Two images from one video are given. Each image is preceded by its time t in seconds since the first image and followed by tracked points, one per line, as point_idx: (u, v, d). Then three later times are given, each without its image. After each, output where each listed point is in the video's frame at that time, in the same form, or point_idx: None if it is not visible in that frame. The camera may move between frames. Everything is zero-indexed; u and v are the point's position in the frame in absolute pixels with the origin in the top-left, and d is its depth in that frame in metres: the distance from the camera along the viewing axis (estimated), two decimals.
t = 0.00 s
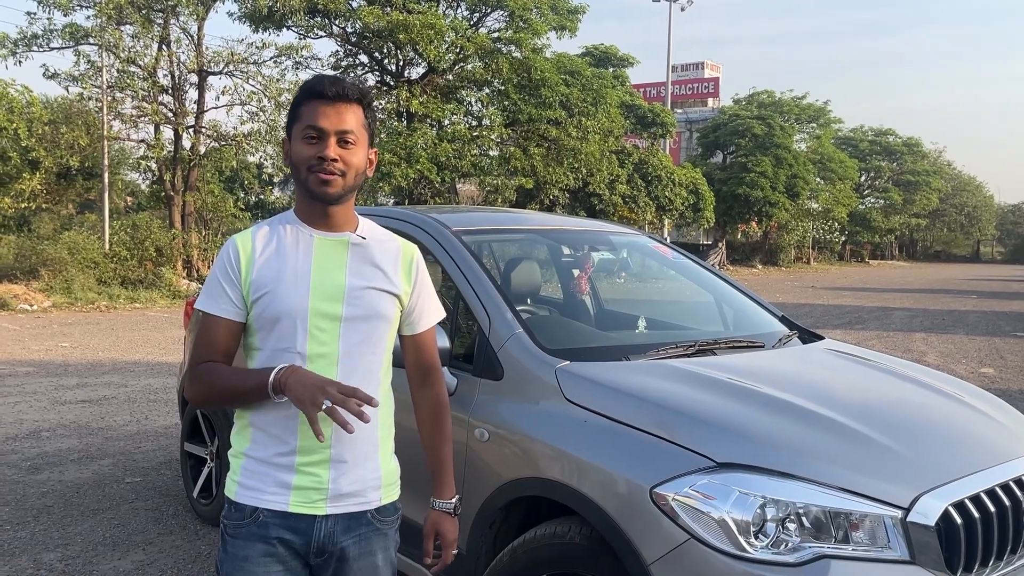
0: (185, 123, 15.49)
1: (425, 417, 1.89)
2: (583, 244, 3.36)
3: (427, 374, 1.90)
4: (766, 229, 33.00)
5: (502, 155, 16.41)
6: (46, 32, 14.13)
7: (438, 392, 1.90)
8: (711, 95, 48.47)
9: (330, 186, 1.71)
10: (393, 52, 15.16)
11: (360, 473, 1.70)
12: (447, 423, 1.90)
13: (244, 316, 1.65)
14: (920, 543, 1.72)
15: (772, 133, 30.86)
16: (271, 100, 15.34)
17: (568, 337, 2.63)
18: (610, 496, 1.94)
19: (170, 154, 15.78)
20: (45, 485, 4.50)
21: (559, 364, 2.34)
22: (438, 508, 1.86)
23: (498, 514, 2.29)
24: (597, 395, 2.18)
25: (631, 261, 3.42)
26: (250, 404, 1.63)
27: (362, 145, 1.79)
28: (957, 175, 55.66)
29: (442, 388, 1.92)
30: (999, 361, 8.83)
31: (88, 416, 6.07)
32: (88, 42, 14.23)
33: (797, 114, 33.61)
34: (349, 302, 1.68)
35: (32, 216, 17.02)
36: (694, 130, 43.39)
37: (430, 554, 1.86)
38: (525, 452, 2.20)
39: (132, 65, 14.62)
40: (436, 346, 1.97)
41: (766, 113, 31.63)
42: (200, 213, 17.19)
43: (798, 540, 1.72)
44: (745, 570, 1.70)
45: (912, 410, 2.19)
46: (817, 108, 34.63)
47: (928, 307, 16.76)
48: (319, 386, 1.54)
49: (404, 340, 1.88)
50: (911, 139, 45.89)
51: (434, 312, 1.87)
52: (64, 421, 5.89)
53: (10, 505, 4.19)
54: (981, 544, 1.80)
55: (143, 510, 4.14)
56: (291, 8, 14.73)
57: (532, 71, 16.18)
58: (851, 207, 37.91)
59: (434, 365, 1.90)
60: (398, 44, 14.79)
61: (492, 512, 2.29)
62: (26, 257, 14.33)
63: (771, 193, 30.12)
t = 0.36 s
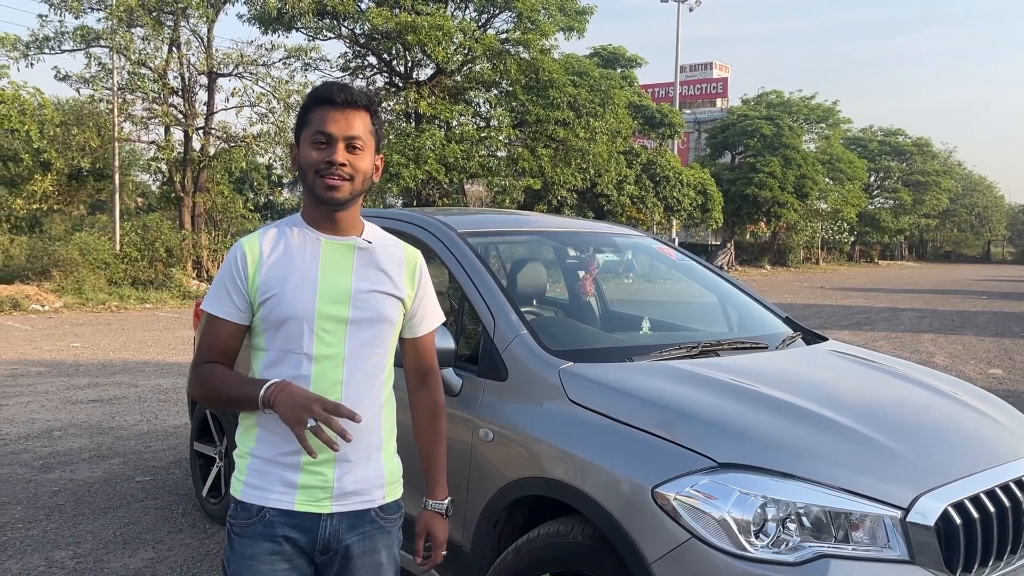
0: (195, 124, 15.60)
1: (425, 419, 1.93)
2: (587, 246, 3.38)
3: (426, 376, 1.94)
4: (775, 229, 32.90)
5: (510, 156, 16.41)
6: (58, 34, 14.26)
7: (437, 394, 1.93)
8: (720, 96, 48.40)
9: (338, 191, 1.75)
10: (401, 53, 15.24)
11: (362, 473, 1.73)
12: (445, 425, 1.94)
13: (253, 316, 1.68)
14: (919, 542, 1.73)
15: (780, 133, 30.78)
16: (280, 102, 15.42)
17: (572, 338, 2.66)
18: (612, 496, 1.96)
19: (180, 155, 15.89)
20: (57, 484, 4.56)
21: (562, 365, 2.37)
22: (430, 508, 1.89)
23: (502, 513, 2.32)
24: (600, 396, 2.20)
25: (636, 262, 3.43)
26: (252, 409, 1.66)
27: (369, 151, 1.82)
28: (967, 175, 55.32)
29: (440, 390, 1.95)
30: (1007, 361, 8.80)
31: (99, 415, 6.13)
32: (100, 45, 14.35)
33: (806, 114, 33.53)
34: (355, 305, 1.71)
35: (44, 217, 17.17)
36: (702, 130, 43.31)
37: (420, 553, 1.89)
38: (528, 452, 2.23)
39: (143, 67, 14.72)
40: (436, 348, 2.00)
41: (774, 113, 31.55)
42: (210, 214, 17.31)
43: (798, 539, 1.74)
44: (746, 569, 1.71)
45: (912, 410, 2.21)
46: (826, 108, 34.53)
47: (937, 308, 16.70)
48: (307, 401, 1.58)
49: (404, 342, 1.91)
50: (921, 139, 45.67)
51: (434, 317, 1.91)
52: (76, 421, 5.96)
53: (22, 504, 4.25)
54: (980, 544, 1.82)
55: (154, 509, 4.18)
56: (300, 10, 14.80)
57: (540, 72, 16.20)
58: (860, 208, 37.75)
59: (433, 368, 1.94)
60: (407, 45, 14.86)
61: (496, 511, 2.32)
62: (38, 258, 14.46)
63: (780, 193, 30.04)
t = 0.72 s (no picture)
0: (206, 127, 15.74)
1: (416, 414, 2.00)
2: (583, 248, 3.45)
3: (419, 373, 2.01)
4: (784, 230, 32.83)
5: (518, 157, 16.47)
6: (70, 38, 14.46)
7: (429, 390, 2.00)
8: (729, 96, 48.35)
9: (335, 196, 1.82)
10: (409, 55, 15.35)
11: (353, 463, 1.80)
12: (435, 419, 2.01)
13: (251, 315, 1.76)
14: (892, 535, 1.79)
15: (789, 133, 30.73)
16: (289, 104, 15.54)
17: (564, 338, 2.73)
18: (599, 490, 2.03)
19: (191, 157, 16.03)
20: (67, 480, 4.66)
21: (552, 364, 2.44)
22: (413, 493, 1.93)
23: (494, 507, 2.39)
24: (589, 394, 2.27)
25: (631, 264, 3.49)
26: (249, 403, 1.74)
27: (363, 157, 1.90)
28: (978, 175, 54.97)
29: (432, 387, 2.03)
30: (1011, 362, 8.81)
31: (109, 414, 6.24)
32: (112, 48, 14.52)
33: (815, 115, 33.47)
34: (348, 306, 1.78)
35: (57, 218, 17.37)
36: (710, 130, 43.26)
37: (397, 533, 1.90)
38: (519, 448, 2.30)
39: (154, 71, 14.87)
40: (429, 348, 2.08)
41: (783, 114, 31.51)
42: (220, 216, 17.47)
43: (775, 532, 1.80)
44: (724, 561, 1.77)
45: (893, 408, 2.27)
46: (835, 109, 34.44)
47: (945, 308, 16.65)
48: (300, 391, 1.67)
49: (398, 342, 1.98)
50: (931, 139, 45.47)
51: (426, 318, 1.98)
52: (87, 419, 6.07)
53: (34, 499, 4.35)
54: (952, 536, 1.87)
55: (161, 505, 4.28)
56: (309, 13, 14.92)
57: (547, 73, 16.26)
58: (870, 208, 37.60)
59: (425, 366, 2.01)
60: (415, 48, 14.97)
61: (488, 504, 2.39)
62: (50, 259, 14.66)
63: (788, 194, 29.97)
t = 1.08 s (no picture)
0: (211, 127, 15.83)
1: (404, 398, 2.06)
2: (571, 245, 3.50)
3: (407, 361, 2.07)
4: (790, 228, 32.76)
5: (522, 157, 16.51)
6: (77, 40, 14.59)
7: (416, 375, 2.07)
8: (735, 95, 48.27)
9: (326, 191, 1.88)
10: (414, 56, 15.43)
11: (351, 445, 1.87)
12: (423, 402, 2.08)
13: (247, 307, 1.81)
14: (856, 521, 1.86)
15: (795, 132, 30.68)
16: (294, 105, 15.64)
17: (549, 332, 2.79)
18: (575, 479, 2.09)
19: (197, 158, 16.14)
20: (71, 475, 4.74)
21: (535, 357, 2.50)
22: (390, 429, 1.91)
23: (478, 495, 2.46)
24: (569, 384, 2.33)
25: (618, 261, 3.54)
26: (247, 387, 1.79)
27: (351, 153, 1.96)
28: (987, 173, 54.62)
29: (419, 372, 2.09)
30: (1011, 359, 8.82)
31: (113, 411, 6.34)
32: (118, 50, 14.65)
33: (821, 113, 33.40)
34: (340, 299, 1.85)
35: (65, 219, 17.53)
36: (717, 129, 43.18)
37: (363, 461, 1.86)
38: (501, 438, 2.36)
39: (160, 72, 14.98)
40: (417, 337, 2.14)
41: (789, 113, 31.46)
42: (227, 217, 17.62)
43: (744, 518, 1.87)
44: (695, 545, 1.84)
45: (863, 398, 2.33)
46: (842, 107, 34.35)
47: (950, 306, 16.61)
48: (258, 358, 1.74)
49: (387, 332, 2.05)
50: (939, 137, 45.28)
51: (414, 309, 2.04)
52: (91, 416, 6.17)
53: (38, 493, 4.44)
54: (914, 521, 1.94)
55: (163, 498, 4.36)
56: (314, 14, 15.01)
57: (551, 73, 16.28)
58: (877, 206, 37.48)
59: (414, 354, 2.08)
60: (419, 48, 15.05)
61: (472, 494, 2.46)
62: (59, 259, 14.83)
63: (795, 192, 29.89)
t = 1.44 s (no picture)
0: (216, 127, 15.91)
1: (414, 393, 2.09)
2: (571, 242, 3.51)
3: (414, 355, 2.10)
4: (796, 226, 32.67)
5: (526, 155, 16.53)
6: (83, 41, 14.67)
7: (425, 370, 2.10)
8: (741, 91, 48.18)
9: (328, 190, 1.91)
10: (418, 54, 15.47)
11: (365, 436, 1.91)
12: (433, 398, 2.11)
13: (262, 302, 1.84)
14: (847, 510, 1.89)
15: (800, 129, 30.61)
16: (299, 104, 15.68)
17: (548, 327, 2.82)
18: (572, 470, 2.11)
19: (202, 157, 16.21)
20: (77, 471, 4.79)
21: (533, 351, 2.52)
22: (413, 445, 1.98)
23: (478, 488, 2.48)
24: (567, 378, 2.36)
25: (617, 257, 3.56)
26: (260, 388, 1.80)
27: (354, 153, 1.99)
28: (994, 169, 54.32)
29: (427, 368, 2.12)
30: (1015, 355, 8.81)
31: (119, 409, 6.40)
32: (123, 50, 14.72)
33: (826, 110, 33.31)
34: (351, 294, 1.88)
35: (71, 219, 17.64)
36: (722, 126, 43.10)
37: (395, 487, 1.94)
38: (501, 431, 2.39)
39: (165, 72, 15.06)
40: (424, 333, 2.17)
41: (794, 109, 31.39)
42: (232, 216, 17.71)
43: (738, 508, 1.90)
44: (689, 535, 1.87)
45: (856, 391, 2.35)
46: (847, 103, 34.27)
47: (956, 303, 16.57)
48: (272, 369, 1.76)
49: (394, 327, 2.08)
50: (945, 133, 45.11)
51: (421, 304, 2.07)
52: (98, 414, 6.22)
53: (45, 489, 4.49)
54: (904, 512, 1.96)
55: (168, 494, 4.40)
56: (318, 13, 15.05)
57: (555, 70, 16.27)
58: (883, 203, 37.35)
59: (421, 348, 2.11)
60: (423, 47, 15.07)
61: (471, 486, 2.49)
62: (65, 259, 14.91)
63: (800, 189, 29.81)
